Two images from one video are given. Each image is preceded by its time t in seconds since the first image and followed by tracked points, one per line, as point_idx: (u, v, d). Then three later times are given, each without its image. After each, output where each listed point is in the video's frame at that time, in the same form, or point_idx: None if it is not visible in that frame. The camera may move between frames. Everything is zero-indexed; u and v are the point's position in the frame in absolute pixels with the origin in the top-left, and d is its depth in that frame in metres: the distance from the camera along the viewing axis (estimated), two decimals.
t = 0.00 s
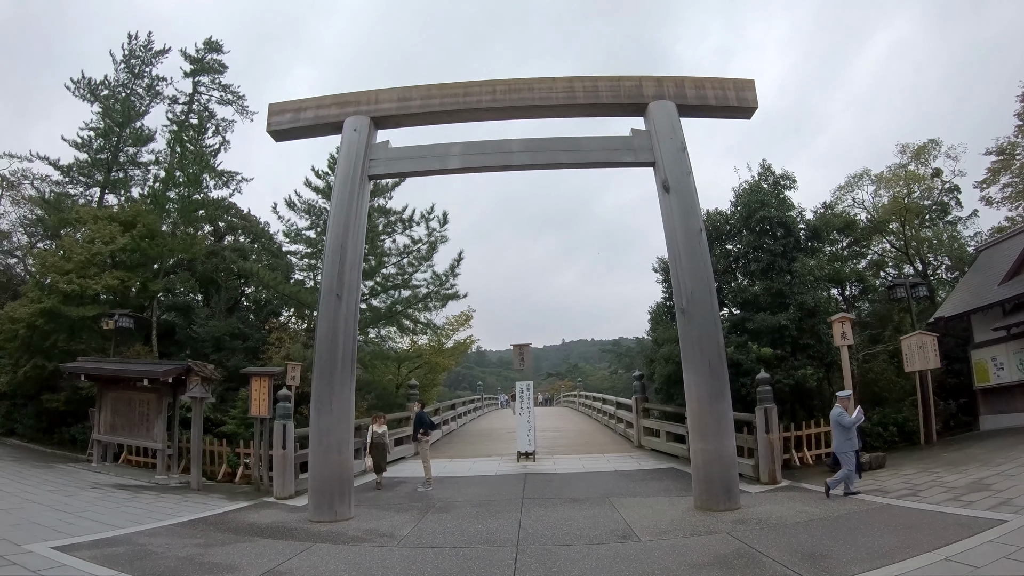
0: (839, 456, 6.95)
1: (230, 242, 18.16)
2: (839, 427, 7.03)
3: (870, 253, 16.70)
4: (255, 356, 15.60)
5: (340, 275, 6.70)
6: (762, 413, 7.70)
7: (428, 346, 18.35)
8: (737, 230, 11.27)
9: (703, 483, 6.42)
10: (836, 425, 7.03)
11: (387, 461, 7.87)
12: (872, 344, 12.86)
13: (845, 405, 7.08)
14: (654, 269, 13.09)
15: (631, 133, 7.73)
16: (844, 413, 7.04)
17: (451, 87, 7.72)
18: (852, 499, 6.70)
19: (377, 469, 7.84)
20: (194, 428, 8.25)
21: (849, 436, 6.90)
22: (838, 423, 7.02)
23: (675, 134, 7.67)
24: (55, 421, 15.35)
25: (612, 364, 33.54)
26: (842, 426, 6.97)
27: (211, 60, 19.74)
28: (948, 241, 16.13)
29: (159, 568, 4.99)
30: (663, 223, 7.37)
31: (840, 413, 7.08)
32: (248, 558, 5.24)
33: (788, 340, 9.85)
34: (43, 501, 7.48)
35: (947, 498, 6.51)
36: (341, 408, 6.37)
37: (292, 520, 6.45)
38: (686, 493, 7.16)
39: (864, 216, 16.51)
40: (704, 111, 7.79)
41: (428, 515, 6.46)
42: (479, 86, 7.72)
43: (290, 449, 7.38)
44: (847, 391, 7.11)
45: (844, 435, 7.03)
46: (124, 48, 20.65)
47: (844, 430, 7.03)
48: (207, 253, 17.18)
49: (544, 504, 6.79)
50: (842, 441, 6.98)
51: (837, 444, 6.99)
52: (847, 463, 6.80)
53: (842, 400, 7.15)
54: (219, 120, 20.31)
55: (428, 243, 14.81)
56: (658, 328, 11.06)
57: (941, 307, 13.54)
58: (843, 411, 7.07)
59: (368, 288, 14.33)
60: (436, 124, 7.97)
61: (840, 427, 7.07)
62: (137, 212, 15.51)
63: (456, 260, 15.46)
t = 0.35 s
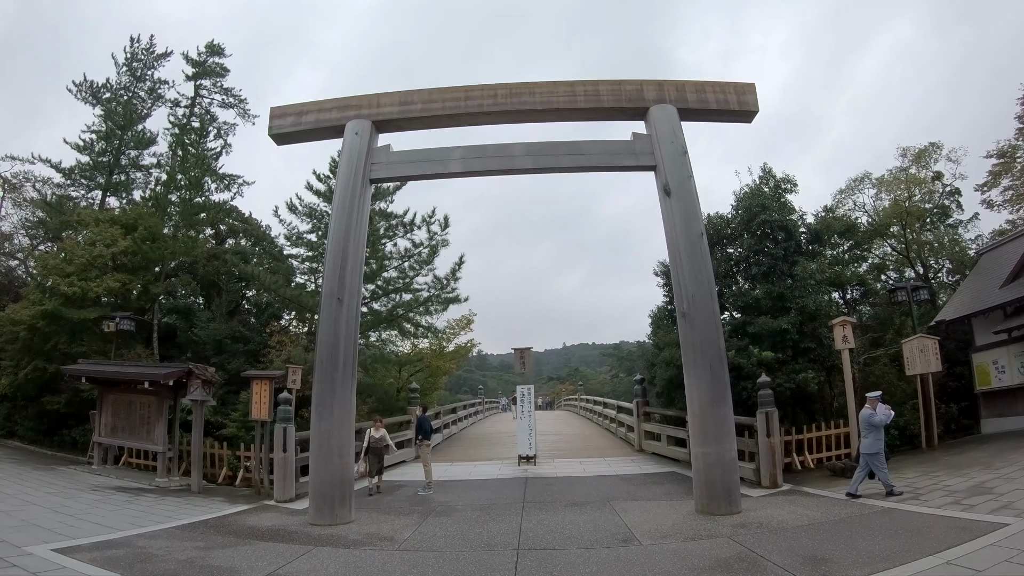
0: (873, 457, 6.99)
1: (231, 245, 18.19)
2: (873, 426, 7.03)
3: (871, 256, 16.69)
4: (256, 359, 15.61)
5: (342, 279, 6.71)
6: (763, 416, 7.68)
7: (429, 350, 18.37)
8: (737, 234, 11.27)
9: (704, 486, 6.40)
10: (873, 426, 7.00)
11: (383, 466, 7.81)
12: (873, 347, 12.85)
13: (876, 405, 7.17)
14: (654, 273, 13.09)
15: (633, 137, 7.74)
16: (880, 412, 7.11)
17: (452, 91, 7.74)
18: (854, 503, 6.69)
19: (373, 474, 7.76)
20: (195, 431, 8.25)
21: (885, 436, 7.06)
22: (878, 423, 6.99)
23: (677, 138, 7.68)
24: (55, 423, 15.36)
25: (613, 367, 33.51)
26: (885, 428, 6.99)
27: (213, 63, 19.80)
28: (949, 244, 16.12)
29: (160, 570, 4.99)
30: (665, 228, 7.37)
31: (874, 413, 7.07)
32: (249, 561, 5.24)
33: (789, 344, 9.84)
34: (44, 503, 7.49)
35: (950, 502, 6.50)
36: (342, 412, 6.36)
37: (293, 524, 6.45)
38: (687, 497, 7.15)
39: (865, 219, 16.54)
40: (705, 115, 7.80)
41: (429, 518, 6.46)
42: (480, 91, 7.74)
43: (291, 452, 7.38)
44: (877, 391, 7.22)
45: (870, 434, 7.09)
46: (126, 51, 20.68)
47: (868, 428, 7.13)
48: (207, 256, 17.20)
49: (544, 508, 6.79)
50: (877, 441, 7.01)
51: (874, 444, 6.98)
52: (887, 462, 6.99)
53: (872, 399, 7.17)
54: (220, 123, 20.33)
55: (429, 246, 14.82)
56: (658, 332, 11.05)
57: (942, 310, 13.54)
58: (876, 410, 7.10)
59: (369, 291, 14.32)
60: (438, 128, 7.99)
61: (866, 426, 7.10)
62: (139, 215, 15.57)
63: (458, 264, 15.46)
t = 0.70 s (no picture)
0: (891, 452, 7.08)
1: (225, 245, 18.10)
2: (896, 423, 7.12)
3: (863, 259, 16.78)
4: (249, 359, 15.54)
5: (335, 279, 6.69)
6: (755, 417, 7.69)
7: (422, 350, 18.36)
8: (730, 237, 11.30)
9: (696, 488, 6.41)
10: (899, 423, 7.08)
11: (372, 468, 7.77)
12: (865, 350, 12.90)
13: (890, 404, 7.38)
14: (647, 275, 13.10)
15: (626, 139, 7.74)
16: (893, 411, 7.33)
17: (446, 92, 7.74)
18: (845, 504, 6.72)
19: (362, 476, 7.71)
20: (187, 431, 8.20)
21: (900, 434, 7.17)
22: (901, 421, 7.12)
23: (671, 140, 7.69)
24: (47, 422, 15.24)
25: (605, 370, 33.57)
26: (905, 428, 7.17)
27: (207, 62, 19.70)
28: (942, 248, 16.20)
29: (151, 570, 4.96)
30: (658, 230, 7.38)
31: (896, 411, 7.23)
32: (241, 561, 5.22)
33: (781, 345, 9.87)
34: (34, 502, 7.42)
35: (941, 503, 6.54)
36: (334, 411, 6.34)
37: (286, 524, 6.42)
38: (679, 498, 7.16)
39: (857, 223, 16.65)
40: (698, 118, 7.83)
41: (421, 519, 6.45)
42: (474, 91, 7.74)
43: (282, 452, 7.34)
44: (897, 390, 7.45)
45: (888, 430, 7.16)
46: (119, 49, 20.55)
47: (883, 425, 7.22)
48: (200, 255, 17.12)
49: (536, 508, 6.79)
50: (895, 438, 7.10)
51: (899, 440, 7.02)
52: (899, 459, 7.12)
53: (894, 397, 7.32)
54: (214, 122, 20.22)
55: (423, 247, 14.80)
56: (651, 334, 11.08)
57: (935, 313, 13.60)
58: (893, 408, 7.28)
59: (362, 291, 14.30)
60: (432, 128, 7.99)
61: (889, 423, 7.13)
62: (132, 213, 15.48)
63: (451, 265, 15.44)
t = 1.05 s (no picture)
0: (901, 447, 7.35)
1: (212, 241, 17.97)
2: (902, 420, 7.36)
3: (850, 261, 16.92)
4: (235, 357, 15.43)
5: (322, 276, 6.65)
6: (741, 418, 7.72)
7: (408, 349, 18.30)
8: (717, 238, 11.35)
9: (682, 488, 6.44)
10: (906, 421, 7.31)
11: (360, 467, 7.63)
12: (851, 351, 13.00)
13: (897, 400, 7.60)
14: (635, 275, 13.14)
15: (615, 139, 7.75)
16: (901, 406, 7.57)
17: (435, 90, 7.71)
18: (830, 504, 6.77)
19: (350, 476, 7.57)
20: (172, 429, 8.13)
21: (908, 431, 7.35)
22: (907, 417, 7.36)
23: (659, 141, 7.71)
24: (30, 419, 15.04)
25: (591, 369, 33.69)
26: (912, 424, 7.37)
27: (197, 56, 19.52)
28: (927, 251, 16.36)
29: (134, 568, 4.91)
30: (646, 230, 7.39)
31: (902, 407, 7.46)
32: (226, 559, 5.17)
33: (767, 346, 9.93)
34: (15, 500, 7.32)
35: (925, 503, 6.61)
36: (320, 410, 6.31)
37: (271, 522, 6.37)
38: (665, 498, 7.19)
39: (844, 225, 16.78)
40: (686, 119, 7.84)
41: (408, 517, 6.43)
42: (463, 90, 7.72)
43: (268, 450, 7.30)
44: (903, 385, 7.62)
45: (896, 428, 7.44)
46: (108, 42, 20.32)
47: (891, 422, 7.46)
48: (187, 251, 16.97)
49: (522, 507, 6.79)
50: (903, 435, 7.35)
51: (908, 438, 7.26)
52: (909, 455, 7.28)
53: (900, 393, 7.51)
54: (203, 117, 20.04)
55: (411, 245, 14.75)
56: (638, 334, 11.11)
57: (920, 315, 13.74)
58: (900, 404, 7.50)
59: (349, 289, 14.23)
60: (420, 126, 7.96)
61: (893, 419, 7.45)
62: (118, 208, 15.32)
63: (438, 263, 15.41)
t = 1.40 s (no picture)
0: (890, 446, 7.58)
1: (183, 231, 17.64)
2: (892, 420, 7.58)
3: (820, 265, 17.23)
4: (204, 349, 15.17)
5: (292, 268, 6.57)
6: (708, 417, 7.83)
7: (378, 343, 18.22)
8: (688, 239, 11.48)
9: (650, 485, 6.50)
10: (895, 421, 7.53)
11: (332, 462, 7.45)
12: (818, 353, 13.24)
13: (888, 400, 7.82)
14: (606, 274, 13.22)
15: (590, 138, 7.78)
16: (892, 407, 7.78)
17: (412, 83, 7.67)
18: (795, 502, 6.90)
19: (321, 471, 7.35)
20: (138, 421, 7.96)
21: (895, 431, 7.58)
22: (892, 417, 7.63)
23: (634, 141, 7.77)
24: None
25: (560, 366, 33.89)
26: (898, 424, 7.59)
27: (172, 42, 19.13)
28: (895, 257, 16.73)
29: (100, 564, 4.80)
30: (619, 228, 7.45)
31: (893, 408, 7.67)
32: (193, 555, 5.09)
33: (735, 347, 10.09)
34: None
35: (889, 502, 6.78)
36: (288, 403, 6.24)
37: (238, 517, 6.29)
38: (634, 495, 7.25)
39: (815, 230, 17.09)
40: (661, 119, 7.93)
41: (377, 512, 6.40)
42: (440, 85, 7.71)
43: (235, 444, 7.20)
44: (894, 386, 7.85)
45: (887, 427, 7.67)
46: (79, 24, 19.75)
47: (880, 421, 7.68)
48: (157, 241, 16.63)
49: (490, 503, 6.80)
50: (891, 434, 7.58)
51: (897, 437, 7.46)
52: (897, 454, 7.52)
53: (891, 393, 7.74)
54: (176, 104, 19.64)
55: (382, 239, 14.65)
56: (608, 333, 11.16)
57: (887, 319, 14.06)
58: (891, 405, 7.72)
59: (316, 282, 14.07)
60: (396, 119, 7.93)
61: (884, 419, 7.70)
62: (88, 195, 14.94)
63: (410, 258, 15.35)
